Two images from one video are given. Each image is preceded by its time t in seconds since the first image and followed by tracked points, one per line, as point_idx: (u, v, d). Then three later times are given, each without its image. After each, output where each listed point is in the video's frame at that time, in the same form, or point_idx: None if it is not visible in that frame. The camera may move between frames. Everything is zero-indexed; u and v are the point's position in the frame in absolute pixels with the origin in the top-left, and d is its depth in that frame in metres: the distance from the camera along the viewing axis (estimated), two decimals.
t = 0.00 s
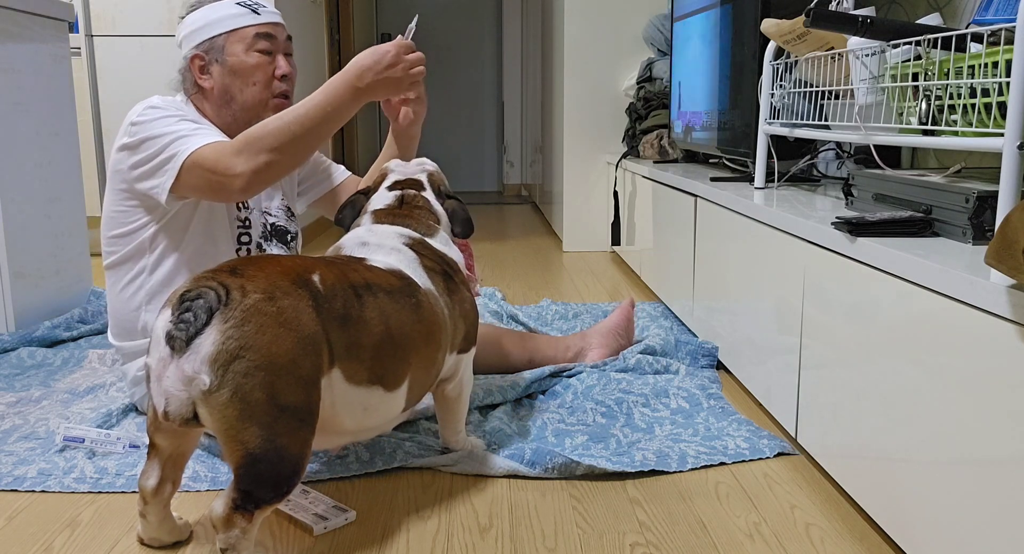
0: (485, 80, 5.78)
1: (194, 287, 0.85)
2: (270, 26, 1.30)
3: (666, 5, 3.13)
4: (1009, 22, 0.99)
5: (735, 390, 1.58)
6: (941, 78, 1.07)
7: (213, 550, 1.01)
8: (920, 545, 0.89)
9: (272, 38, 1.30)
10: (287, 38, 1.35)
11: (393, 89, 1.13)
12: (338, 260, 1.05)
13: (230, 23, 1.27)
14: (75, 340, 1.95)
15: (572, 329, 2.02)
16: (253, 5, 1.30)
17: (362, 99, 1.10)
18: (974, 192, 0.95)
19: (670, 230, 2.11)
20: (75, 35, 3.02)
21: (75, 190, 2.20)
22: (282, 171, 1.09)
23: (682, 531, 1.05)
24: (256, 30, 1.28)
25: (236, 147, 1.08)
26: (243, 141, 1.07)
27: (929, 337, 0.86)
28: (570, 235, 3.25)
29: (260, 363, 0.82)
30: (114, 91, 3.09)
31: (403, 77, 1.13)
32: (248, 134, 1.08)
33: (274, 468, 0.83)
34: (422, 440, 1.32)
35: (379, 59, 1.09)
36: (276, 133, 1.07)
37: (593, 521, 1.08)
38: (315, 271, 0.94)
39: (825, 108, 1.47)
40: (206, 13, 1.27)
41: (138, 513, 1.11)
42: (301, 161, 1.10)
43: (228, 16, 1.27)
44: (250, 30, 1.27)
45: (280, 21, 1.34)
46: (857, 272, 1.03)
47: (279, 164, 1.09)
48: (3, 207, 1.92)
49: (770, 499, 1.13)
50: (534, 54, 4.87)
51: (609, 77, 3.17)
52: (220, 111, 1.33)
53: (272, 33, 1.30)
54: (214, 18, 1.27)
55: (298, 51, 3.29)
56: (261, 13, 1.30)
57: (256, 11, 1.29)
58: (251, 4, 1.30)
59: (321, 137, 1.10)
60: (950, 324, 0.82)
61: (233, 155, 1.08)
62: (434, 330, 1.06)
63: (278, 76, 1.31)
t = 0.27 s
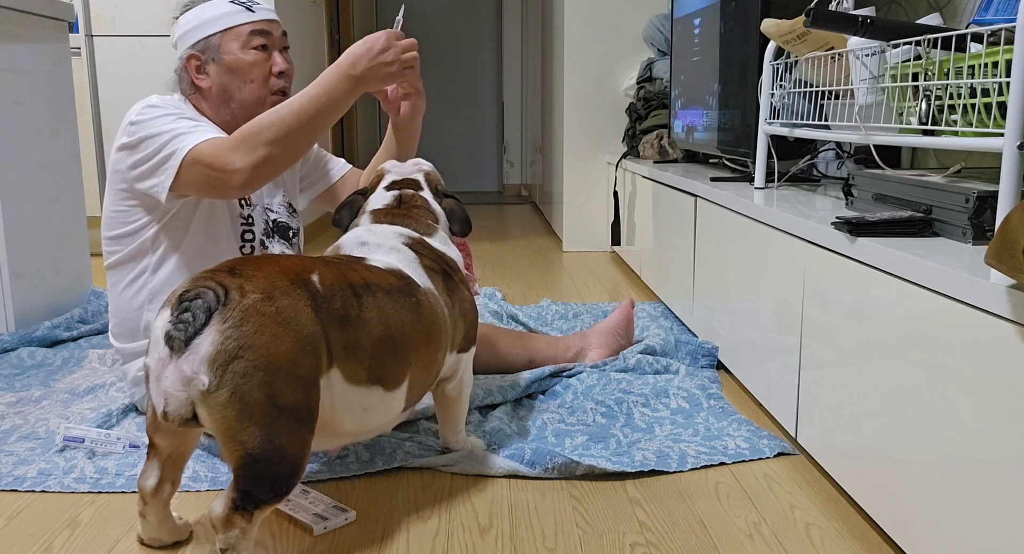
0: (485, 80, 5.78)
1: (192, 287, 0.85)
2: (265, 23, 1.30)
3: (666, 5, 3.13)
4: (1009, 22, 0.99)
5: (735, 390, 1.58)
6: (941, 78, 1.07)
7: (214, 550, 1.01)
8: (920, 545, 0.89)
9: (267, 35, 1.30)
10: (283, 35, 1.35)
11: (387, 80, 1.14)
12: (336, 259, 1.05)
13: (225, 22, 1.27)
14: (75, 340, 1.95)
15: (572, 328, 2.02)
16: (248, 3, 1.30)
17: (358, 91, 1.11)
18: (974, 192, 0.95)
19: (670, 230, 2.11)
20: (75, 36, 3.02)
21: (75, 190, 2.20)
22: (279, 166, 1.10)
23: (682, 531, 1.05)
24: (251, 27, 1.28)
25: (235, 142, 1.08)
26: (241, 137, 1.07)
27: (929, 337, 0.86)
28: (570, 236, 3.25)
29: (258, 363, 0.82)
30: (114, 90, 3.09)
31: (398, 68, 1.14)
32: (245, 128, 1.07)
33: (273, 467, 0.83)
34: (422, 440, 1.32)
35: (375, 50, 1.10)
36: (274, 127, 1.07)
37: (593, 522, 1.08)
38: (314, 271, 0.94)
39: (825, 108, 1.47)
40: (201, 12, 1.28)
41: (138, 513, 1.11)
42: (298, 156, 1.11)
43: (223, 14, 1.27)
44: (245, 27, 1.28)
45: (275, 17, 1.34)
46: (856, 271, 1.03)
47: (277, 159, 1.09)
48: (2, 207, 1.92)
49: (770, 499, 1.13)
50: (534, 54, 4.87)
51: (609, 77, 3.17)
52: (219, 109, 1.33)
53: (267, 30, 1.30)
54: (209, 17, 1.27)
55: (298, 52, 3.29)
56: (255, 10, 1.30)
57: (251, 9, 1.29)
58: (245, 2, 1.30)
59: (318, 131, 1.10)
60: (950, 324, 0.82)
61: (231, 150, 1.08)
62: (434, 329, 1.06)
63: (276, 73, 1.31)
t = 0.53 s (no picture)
0: (485, 80, 5.78)
1: (192, 287, 0.85)
2: (259, 24, 1.30)
3: (665, 5, 3.13)
4: (1009, 22, 0.99)
5: (735, 390, 1.58)
6: (941, 78, 1.07)
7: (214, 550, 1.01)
8: (920, 545, 0.89)
9: (262, 36, 1.30)
10: (279, 34, 1.34)
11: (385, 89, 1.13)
12: (336, 259, 1.05)
13: (219, 23, 1.27)
14: (75, 340, 1.95)
15: (572, 328, 2.02)
16: (242, 3, 1.30)
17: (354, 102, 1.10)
18: (974, 192, 0.95)
19: (670, 230, 2.11)
20: (75, 35, 3.02)
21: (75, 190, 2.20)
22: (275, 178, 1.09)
23: (682, 531, 1.05)
24: (245, 28, 1.28)
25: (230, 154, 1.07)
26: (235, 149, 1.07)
27: (929, 337, 0.86)
28: (570, 235, 3.25)
29: (258, 364, 0.82)
30: (114, 90, 3.09)
31: (395, 76, 1.13)
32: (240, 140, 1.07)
33: (273, 468, 0.83)
34: (422, 440, 1.32)
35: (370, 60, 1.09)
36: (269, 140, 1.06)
37: (593, 522, 1.08)
38: (314, 271, 0.94)
39: (825, 108, 1.47)
40: (195, 14, 1.28)
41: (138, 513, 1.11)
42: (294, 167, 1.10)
43: (216, 16, 1.27)
44: (239, 29, 1.27)
45: (270, 17, 1.33)
46: (856, 271, 1.03)
47: (273, 170, 1.09)
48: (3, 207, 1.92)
49: (770, 499, 1.13)
50: (534, 54, 4.87)
51: (609, 77, 3.17)
52: (215, 111, 1.33)
53: (261, 30, 1.30)
54: (203, 18, 1.27)
55: (298, 52, 3.29)
56: (249, 11, 1.29)
57: (245, 10, 1.29)
58: (239, 2, 1.30)
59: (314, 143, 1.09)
60: (950, 324, 0.82)
61: (226, 162, 1.07)
62: (433, 329, 1.06)
63: (270, 74, 1.30)
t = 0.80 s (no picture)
0: (485, 80, 5.78)
1: (192, 287, 0.85)
2: (250, 23, 1.30)
3: (666, 5, 3.13)
4: (1009, 22, 0.99)
5: (735, 390, 1.58)
6: (941, 78, 1.07)
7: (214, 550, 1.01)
8: (920, 545, 0.89)
9: (253, 35, 1.29)
10: (272, 33, 1.34)
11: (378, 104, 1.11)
12: (335, 259, 1.05)
13: (209, 24, 1.27)
14: (75, 340, 1.95)
15: (572, 328, 2.02)
16: (232, 3, 1.29)
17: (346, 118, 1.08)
18: (974, 192, 0.95)
19: (670, 230, 2.11)
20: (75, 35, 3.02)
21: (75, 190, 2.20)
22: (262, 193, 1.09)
23: (682, 531, 1.05)
24: (235, 28, 1.27)
25: (218, 170, 1.07)
26: (224, 165, 1.06)
27: (929, 338, 0.86)
28: (571, 235, 3.25)
29: (258, 364, 0.82)
30: (114, 90, 3.09)
31: (389, 89, 1.11)
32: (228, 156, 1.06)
33: (273, 468, 0.83)
34: (422, 440, 1.32)
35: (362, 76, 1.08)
36: (258, 156, 1.05)
37: (593, 522, 1.08)
38: (314, 270, 0.94)
39: (825, 108, 1.47)
40: (186, 16, 1.28)
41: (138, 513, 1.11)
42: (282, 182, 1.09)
43: (205, 17, 1.27)
44: (230, 28, 1.27)
45: (262, 16, 1.33)
46: (856, 272, 1.03)
47: (261, 186, 1.08)
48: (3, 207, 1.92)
49: (770, 499, 1.13)
50: (534, 54, 4.87)
51: (609, 77, 3.17)
52: (208, 113, 1.32)
53: (252, 30, 1.30)
54: (194, 19, 1.27)
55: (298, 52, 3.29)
56: (239, 10, 1.29)
57: (235, 9, 1.29)
58: (230, 1, 1.29)
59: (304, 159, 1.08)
60: (950, 324, 0.82)
61: (215, 176, 1.07)
62: (433, 329, 1.06)
63: (262, 74, 1.29)
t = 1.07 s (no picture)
0: (485, 80, 5.78)
1: (191, 287, 0.85)
2: (240, 23, 1.29)
3: (666, 5, 3.13)
4: (1010, 22, 0.99)
5: (735, 390, 1.58)
6: (941, 78, 1.07)
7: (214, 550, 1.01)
8: (920, 544, 0.89)
9: (243, 35, 1.29)
10: (265, 32, 1.33)
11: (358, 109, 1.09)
12: (334, 259, 1.05)
13: (199, 24, 1.27)
14: (75, 340, 1.95)
15: (572, 328, 2.02)
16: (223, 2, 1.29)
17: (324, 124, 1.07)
18: (974, 192, 0.95)
19: (670, 230, 2.11)
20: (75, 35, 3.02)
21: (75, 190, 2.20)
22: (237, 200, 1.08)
23: (682, 531, 1.05)
24: (225, 28, 1.27)
25: (193, 176, 1.07)
26: (198, 170, 1.06)
27: (930, 338, 0.86)
28: (571, 236, 3.25)
29: (258, 363, 0.82)
30: (114, 90, 3.09)
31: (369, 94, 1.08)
32: (202, 163, 1.06)
33: (273, 468, 0.83)
34: (422, 440, 1.32)
35: (339, 81, 1.06)
36: (232, 163, 1.05)
37: (593, 522, 1.08)
38: (313, 270, 0.93)
39: (825, 108, 1.47)
40: (177, 17, 1.28)
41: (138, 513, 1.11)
42: (258, 189, 1.09)
43: (196, 17, 1.27)
44: (220, 28, 1.27)
45: (254, 14, 1.32)
46: (857, 272, 1.03)
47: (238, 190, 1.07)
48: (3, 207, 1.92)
49: (770, 499, 1.13)
50: (534, 54, 4.87)
51: (609, 77, 3.17)
52: (201, 114, 1.33)
53: (243, 29, 1.29)
54: (185, 19, 1.27)
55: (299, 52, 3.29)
56: (229, 8, 1.28)
57: (225, 8, 1.28)
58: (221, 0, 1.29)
59: (278, 165, 1.07)
60: (950, 324, 0.82)
61: (189, 182, 1.07)
62: (432, 329, 1.06)
63: (253, 74, 1.29)
